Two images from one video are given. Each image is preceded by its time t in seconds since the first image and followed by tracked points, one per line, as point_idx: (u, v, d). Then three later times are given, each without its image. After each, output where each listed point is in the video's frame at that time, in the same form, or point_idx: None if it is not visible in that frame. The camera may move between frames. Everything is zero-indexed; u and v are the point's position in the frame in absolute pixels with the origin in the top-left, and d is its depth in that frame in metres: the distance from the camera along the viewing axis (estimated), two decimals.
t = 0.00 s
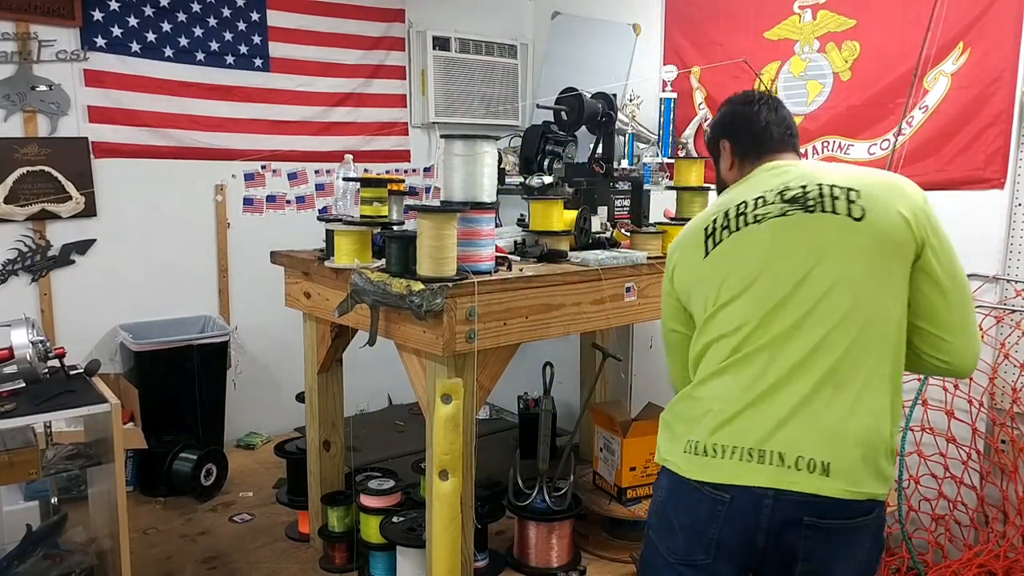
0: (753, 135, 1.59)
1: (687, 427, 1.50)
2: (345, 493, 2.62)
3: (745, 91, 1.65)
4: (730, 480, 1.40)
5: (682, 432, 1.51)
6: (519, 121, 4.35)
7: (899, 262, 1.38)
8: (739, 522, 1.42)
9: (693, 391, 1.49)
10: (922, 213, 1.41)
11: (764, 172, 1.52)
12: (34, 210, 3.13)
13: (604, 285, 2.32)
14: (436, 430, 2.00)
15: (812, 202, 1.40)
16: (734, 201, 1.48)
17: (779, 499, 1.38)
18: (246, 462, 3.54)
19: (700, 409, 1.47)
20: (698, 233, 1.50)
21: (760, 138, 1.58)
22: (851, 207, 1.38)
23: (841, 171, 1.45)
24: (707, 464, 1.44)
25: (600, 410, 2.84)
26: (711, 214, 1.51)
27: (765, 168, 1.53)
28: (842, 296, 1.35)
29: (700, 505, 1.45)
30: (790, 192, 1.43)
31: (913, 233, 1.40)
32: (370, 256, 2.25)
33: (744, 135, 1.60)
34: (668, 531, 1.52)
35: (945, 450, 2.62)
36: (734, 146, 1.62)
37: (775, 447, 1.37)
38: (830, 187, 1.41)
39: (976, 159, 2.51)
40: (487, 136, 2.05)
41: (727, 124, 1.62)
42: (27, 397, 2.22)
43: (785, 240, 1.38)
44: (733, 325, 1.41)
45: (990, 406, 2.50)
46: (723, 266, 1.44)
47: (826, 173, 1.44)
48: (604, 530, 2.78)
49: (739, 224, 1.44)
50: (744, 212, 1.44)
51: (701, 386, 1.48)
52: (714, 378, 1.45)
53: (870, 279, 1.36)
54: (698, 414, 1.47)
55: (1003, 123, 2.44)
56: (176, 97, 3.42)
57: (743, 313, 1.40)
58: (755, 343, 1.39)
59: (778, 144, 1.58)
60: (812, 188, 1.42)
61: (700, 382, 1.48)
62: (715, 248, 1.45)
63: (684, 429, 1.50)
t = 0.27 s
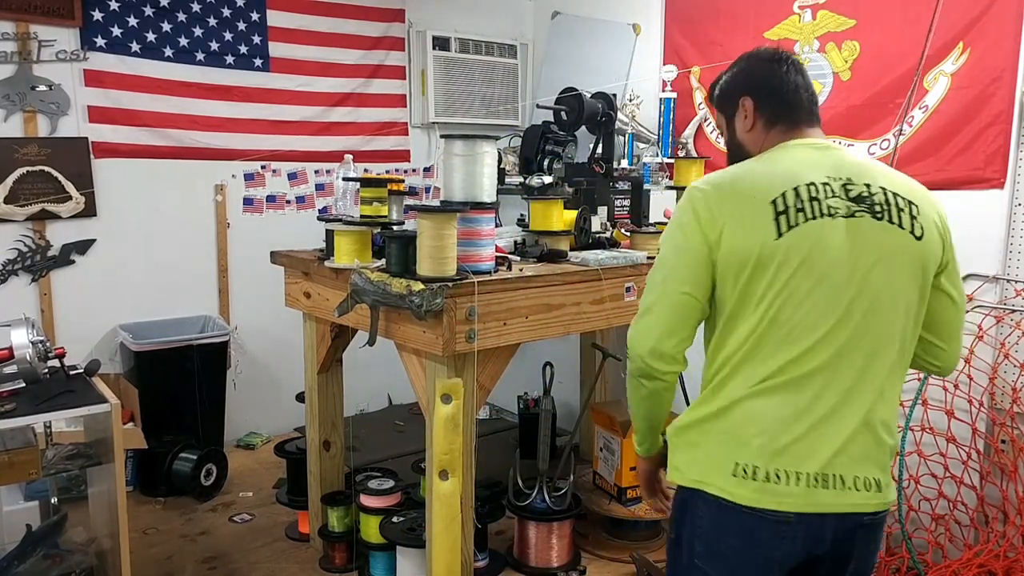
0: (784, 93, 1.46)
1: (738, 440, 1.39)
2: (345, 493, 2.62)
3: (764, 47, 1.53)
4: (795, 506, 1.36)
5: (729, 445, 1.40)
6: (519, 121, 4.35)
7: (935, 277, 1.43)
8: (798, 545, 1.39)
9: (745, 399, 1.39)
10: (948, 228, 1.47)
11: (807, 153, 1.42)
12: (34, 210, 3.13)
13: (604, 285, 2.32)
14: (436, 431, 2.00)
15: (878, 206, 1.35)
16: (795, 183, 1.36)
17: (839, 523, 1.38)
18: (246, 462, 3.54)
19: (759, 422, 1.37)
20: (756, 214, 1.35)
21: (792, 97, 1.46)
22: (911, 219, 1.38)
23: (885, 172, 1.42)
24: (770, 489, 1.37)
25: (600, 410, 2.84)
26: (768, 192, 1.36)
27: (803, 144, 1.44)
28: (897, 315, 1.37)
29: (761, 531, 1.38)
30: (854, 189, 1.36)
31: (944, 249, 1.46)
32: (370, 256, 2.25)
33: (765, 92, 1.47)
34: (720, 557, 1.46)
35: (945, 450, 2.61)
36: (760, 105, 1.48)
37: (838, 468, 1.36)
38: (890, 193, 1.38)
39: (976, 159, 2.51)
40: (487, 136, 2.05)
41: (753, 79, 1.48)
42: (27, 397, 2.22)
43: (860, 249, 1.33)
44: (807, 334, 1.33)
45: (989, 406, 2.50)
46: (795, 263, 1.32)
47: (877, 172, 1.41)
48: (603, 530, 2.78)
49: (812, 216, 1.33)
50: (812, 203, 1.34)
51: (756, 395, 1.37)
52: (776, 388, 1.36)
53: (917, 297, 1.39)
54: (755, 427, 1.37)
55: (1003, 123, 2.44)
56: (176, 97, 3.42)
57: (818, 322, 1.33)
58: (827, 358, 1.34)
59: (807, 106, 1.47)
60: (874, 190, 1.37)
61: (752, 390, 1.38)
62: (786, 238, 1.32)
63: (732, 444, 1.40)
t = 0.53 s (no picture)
0: (781, 84, 1.39)
1: (803, 475, 1.37)
2: (345, 493, 2.62)
3: (760, 31, 1.46)
4: (867, 525, 1.38)
5: (795, 479, 1.38)
6: (519, 121, 4.36)
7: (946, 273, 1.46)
8: (864, 564, 1.41)
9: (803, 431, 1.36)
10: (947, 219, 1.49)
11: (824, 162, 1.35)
12: (34, 210, 3.13)
13: (604, 285, 2.31)
14: (436, 431, 2.00)
15: (903, 215, 1.34)
16: (832, 205, 1.30)
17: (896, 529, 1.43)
18: (246, 462, 3.54)
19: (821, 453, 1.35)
20: (802, 245, 1.28)
21: (788, 89, 1.39)
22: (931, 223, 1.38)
23: (897, 171, 1.39)
24: (842, 516, 1.37)
25: (600, 410, 2.84)
26: (808, 219, 1.28)
27: (813, 146, 1.38)
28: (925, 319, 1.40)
29: (840, 557, 1.39)
30: (880, 199, 1.33)
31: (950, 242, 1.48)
32: (370, 256, 2.25)
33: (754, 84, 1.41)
34: None
35: (945, 450, 2.61)
36: (753, 98, 1.42)
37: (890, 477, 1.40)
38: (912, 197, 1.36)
39: (976, 159, 2.51)
40: (488, 136, 2.06)
41: (747, 68, 1.42)
42: (27, 397, 2.22)
43: (895, 267, 1.33)
44: (864, 358, 1.33)
45: (989, 406, 2.50)
46: (844, 293, 1.29)
47: (893, 173, 1.38)
48: (604, 530, 2.78)
49: (854, 239, 1.29)
50: (853, 224, 1.30)
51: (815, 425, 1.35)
52: (833, 416, 1.35)
53: (937, 299, 1.41)
54: (818, 459, 1.36)
55: (1003, 123, 2.44)
56: (176, 97, 3.42)
57: (869, 345, 1.33)
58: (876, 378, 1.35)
59: (806, 97, 1.41)
60: (897, 196, 1.35)
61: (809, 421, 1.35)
62: (837, 267, 1.28)
63: (799, 478, 1.37)
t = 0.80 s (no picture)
0: (776, 82, 1.34)
1: (849, 484, 1.31)
2: (345, 494, 2.62)
3: (745, 31, 1.41)
4: (901, 527, 1.36)
5: (838, 488, 1.32)
6: (519, 121, 4.36)
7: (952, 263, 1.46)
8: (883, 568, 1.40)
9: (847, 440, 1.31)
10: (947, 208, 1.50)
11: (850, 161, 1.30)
12: (34, 210, 3.13)
13: (604, 285, 2.31)
14: (436, 431, 2.00)
15: (928, 210, 1.31)
16: (870, 206, 1.24)
17: (926, 529, 1.41)
18: (246, 462, 3.54)
19: (868, 460, 1.30)
20: (850, 250, 1.21)
21: (786, 86, 1.33)
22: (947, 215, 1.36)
23: (912, 164, 1.36)
24: (882, 519, 1.34)
25: (600, 410, 2.84)
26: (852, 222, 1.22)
27: (830, 146, 1.33)
28: (948, 316, 1.38)
29: (881, 561, 1.36)
30: (909, 197, 1.29)
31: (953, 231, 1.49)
32: (370, 256, 2.25)
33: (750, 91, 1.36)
34: None
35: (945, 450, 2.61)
36: (753, 106, 1.37)
37: (924, 477, 1.38)
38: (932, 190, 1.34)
39: (976, 159, 2.51)
40: (488, 136, 2.06)
41: (739, 74, 1.37)
42: (27, 397, 2.22)
43: (925, 265, 1.30)
44: (904, 360, 1.29)
45: (989, 406, 2.50)
46: (889, 296, 1.25)
47: (911, 167, 1.35)
48: (603, 530, 2.78)
49: (894, 240, 1.25)
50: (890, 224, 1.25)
51: (861, 434, 1.30)
52: (877, 422, 1.30)
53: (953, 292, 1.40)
54: (864, 467, 1.31)
55: (1003, 123, 2.43)
56: (176, 97, 3.42)
57: (908, 347, 1.29)
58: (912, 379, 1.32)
59: (806, 91, 1.35)
60: (922, 191, 1.32)
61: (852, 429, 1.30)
62: (883, 270, 1.23)
63: (841, 486, 1.32)
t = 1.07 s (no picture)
0: (821, 86, 1.33)
1: (883, 477, 1.37)
2: (345, 494, 2.62)
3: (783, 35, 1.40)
4: (919, 518, 1.43)
5: (874, 481, 1.37)
6: (519, 121, 4.36)
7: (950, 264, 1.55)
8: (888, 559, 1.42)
9: (886, 436, 1.36)
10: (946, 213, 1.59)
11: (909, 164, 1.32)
12: (34, 210, 3.14)
13: (604, 285, 2.31)
14: (436, 431, 2.00)
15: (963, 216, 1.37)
16: (930, 210, 1.28)
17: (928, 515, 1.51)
18: (246, 462, 3.54)
19: (902, 454, 1.37)
20: (919, 253, 1.24)
21: (832, 88, 1.32)
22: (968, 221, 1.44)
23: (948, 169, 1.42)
24: (903, 510, 1.41)
25: (600, 410, 2.84)
26: (921, 227, 1.24)
27: (879, 150, 1.34)
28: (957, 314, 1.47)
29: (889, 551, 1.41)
30: (952, 203, 1.33)
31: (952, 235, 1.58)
32: (370, 256, 2.25)
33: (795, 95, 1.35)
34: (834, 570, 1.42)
35: (945, 450, 2.61)
36: (799, 108, 1.35)
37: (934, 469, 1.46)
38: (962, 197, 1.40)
39: (975, 159, 2.51)
40: (488, 136, 2.06)
41: (784, 77, 1.35)
42: (28, 397, 2.22)
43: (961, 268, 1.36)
44: (937, 359, 1.35)
45: (990, 406, 2.50)
46: (938, 298, 1.29)
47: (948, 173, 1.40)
48: (603, 530, 2.78)
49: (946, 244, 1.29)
50: (942, 229, 1.29)
51: (899, 430, 1.36)
52: (911, 418, 1.37)
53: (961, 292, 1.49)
54: (899, 461, 1.37)
55: (1003, 123, 2.43)
56: (176, 97, 3.43)
57: (942, 347, 1.35)
58: (938, 378, 1.39)
59: (850, 95, 1.34)
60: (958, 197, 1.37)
61: (888, 424, 1.36)
62: (939, 273, 1.28)
63: (875, 480, 1.37)
